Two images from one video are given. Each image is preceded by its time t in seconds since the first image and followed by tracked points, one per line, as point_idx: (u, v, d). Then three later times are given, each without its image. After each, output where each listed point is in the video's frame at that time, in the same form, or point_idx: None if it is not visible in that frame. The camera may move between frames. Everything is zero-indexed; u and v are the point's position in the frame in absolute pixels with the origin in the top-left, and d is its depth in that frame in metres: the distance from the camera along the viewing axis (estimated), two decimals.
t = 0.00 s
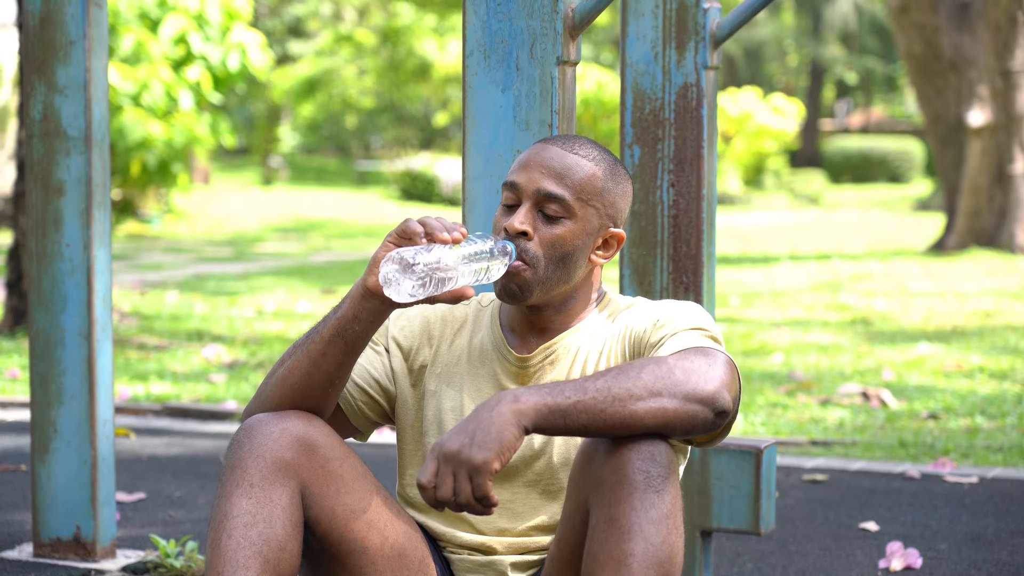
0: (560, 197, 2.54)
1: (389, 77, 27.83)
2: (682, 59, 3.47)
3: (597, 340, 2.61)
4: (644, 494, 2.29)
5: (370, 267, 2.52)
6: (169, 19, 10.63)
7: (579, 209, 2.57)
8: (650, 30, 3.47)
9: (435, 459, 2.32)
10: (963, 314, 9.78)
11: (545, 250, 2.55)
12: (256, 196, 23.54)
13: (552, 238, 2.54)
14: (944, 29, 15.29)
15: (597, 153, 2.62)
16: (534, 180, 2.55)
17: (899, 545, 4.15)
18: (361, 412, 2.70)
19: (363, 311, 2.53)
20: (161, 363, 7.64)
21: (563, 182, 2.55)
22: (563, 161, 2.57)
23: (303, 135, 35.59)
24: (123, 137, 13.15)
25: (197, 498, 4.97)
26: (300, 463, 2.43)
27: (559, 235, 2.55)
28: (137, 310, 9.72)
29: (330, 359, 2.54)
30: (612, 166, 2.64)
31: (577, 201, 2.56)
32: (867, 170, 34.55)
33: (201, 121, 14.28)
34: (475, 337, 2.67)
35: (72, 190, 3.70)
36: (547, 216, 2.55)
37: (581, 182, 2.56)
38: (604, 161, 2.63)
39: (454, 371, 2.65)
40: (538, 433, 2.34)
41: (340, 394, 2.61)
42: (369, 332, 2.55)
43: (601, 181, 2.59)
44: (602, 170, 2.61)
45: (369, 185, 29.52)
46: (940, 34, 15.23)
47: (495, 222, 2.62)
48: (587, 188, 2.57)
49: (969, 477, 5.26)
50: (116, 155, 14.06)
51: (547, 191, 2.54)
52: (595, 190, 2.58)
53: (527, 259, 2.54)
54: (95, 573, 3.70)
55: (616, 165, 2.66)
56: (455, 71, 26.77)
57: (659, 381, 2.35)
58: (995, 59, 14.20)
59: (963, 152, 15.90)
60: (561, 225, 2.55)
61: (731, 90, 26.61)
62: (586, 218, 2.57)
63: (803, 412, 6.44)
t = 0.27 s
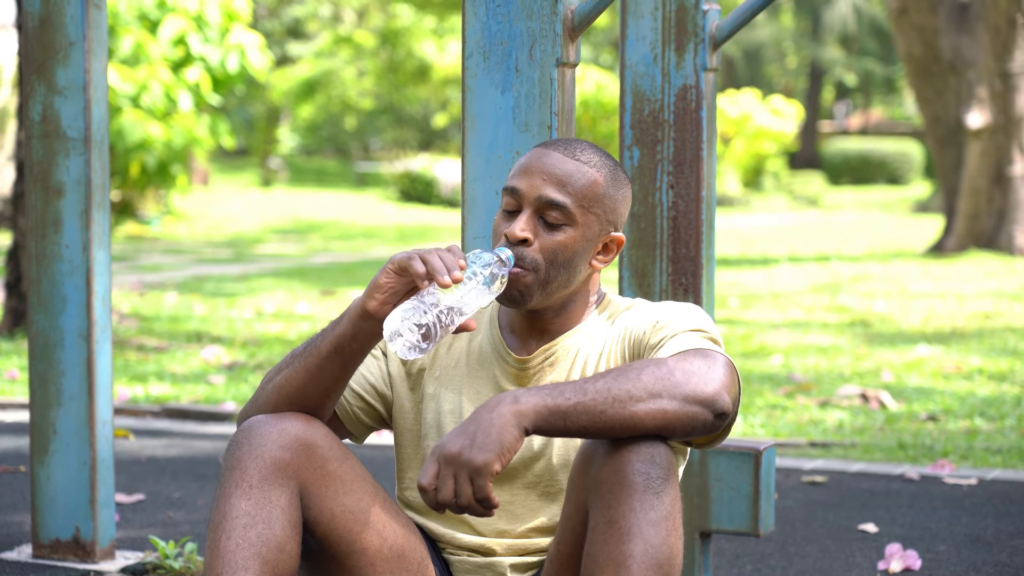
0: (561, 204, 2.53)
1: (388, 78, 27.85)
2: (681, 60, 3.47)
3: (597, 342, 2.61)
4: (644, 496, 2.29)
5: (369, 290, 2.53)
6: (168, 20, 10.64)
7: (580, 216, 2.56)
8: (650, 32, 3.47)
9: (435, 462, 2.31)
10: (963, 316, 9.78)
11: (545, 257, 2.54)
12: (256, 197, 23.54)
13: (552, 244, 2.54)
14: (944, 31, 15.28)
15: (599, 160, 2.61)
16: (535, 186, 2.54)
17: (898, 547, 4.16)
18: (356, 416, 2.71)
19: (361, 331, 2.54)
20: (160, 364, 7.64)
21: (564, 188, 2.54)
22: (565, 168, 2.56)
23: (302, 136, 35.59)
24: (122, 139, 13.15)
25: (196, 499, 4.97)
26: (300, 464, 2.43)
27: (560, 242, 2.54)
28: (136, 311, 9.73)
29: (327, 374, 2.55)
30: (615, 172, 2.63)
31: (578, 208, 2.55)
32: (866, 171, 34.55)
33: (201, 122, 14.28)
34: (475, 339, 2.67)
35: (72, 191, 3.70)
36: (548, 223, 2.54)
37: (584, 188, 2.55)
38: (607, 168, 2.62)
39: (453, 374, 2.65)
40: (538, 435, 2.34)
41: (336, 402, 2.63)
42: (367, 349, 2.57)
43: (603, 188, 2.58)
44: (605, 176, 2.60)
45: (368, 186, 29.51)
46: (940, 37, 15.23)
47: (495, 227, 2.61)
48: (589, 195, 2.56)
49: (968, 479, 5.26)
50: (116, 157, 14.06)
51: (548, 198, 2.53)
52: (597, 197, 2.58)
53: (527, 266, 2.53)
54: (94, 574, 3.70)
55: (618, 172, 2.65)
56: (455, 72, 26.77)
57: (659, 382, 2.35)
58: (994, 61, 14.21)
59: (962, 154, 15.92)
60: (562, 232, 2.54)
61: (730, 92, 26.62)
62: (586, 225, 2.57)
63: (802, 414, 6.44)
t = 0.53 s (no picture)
0: (565, 228, 2.50)
1: (388, 80, 27.86)
2: (682, 62, 3.47)
3: (599, 345, 2.61)
4: (645, 498, 2.29)
5: (326, 346, 2.48)
6: (169, 21, 10.65)
7: (583, 236, 2.53)
8: (650, 34, 3.47)
9: (441, 469, 2.32)
10: (963, 318, 9.78)
11: (553, 281, 2.52)
12: (256, 198, 23.55)
13: (560, 267, 2.51)
14: (944, 33, 15.28)
15: (597, 172, 2.58)
16: (538, 212, 2.49)
17: (898, 548, 4.16)
18: (352, 415, 2.71)
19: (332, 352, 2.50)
20: (160, 365, 7.64)
21: (566, 212, 2.50)
22: (566, 190, 2.51)
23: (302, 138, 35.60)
24: (122, 140, 13.16)
25: (197, 501, 4.97)
26: (298, 467, 2.43)
27: (567, 265, 2.52)
28: (136, 312, 9.73)
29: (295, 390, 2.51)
30: (615, 182, 2.61)
31: (580, 229, 2.52)
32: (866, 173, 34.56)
33: (202, 123, 14.29)
34: (478, 342, 2.67)
35: (73, 192, 3.70)
36: (552, 247, 2.51)
37: (587, 207, 2.53)
38: (605, 180, 2.59)
39: (456, 377, 2.65)
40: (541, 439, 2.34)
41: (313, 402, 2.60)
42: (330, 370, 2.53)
43: (603, 204, 2.55)
44: (605, 190, 2.57)
45: (368, 187, 29.52)
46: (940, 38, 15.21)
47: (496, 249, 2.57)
48: (592, 212, 2.54)
49: (969, 481, 5.26)
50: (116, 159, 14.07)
51: (552, 222, 2.50)
52: (599, 213, 2.55)
53: (536, 290, 2.51)
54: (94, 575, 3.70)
55: (615, 181, 2.62)
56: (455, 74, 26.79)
57: (661, 385, 2.35)
58: (994, 63, 14.21)
59: (963, 155, 15.92)
60: (567, 255, 2.52)
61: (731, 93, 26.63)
62: (589, 244, 2.54)
63: (802, 415, 6.44)
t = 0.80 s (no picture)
0: (551, 244, 2.47)
1: (387, 80, 27.88)
2: (681, 62, 3.47)
3: (598, 345, 2.61)
4: (645, 499, 2.29)
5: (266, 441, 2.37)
6: (168, 21, 10.65)
7: (570, 248, 2.50)
8: (649, 34, 3.48)
9: (442, 473, 2.30)
10: (962, 318, 9.79)
11: (548, 295, 2.49)
12: (255, 198, 23.56)
13: (554, 281, 2.49)
14: (943, 33, 15.28)
15: (576, 179, 2.55)
16: (522, 234, 2.47)
17: (897, 549, 4.16)
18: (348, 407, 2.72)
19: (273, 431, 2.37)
20: (160, 365, 7.65)
21: (550, 228, 2.48)
22: (546, 206, 2.48)
23: (301, 138, 35.61)
24: (121, 140, 13.15)
25: (195, 501, 4.98)
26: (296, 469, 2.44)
27: (561, 279, 2.50)
28: (135, 312, 9.74)
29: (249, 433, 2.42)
30: (596, 183, 2.58)
31: (566, 240, 2.49)
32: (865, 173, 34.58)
33: (201, 123, 14.29)
34: (477, 340, 2.67)
35: (72, 192, 3.70)
36: (543, 264, 2.49)
37: (571, 217, 2.50)
38: (585, 185, 2.55)
39: (457, 377, 2.66)
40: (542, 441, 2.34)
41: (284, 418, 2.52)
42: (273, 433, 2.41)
43: (587, 210, 2.52)
44: (588, 195, 2.54)
45: (368, 187, 29.52)
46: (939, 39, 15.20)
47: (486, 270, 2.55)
48: (578, 221, 2.51)
49: (968, 481, 5.26)
50: (116, 159, 14.07)
51: (537, 241, 2.47)
52: (584, 220, 2.52)
53: (533, 308, 2.49)
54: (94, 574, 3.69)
55: (595, 179, 2.59)
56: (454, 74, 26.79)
57: (660, 386, 2.35)
58: (993, 63, 14.22)
59: (962, 156, 15.94)
60: (558, 269, 2.49)
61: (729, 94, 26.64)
62: (578, 253, 2.52)
63: (801, 416, 6.45)
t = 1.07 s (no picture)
0: (525, 266, 2.44)
1: (387, 80, 27.88)
2: (681, 62, 3.47)
3: (598, 345, 2.61)
4: (641, 497, 2.29)
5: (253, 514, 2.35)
6: (168, 20, 10.64)
7: (546, 262, 2.47)
8: (650, 34, 3.48)
9: (438, 470, 2.32)
10: (962, 318, 9.79)
11: (535, 313, 2.48)
12: (255, 198, 23.56)
13: (536, 298, 2.47)
14: (944, 33, 15.27)
15: (539, 191, 2.50)
16: (493, 261, 2.44)
17: (897, 549, 4.15)
18: (353, 404, 2.73)
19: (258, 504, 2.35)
20: (160, 364, 7.65)
21: (520, 250, 2.44)
22: (512, 230, 2.44)
23: (302, 138, 35.59)
24: (121, 139, 13.15)
25: (195, 500, 4.98)
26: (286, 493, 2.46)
27: (543, 296, 2.47)
28: (136, 311, 9.74)
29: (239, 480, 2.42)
30: (558, 188, 2.53)
31: (541, 257, 2.46)
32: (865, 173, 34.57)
33: (201, 122, 14.28)
34: (480, 339, 2.67)
35: (72, 191, 3.70)
36: (521, 284, 2.46)
37: (540, 232, 2.46)
38: (548, 195, 2.51)
39: (459, 374, 2.67)
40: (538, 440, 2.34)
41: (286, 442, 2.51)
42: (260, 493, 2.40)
43: (554, 222, 2.48)
44: (554, 205, 2.50)
45: (368, 187, 29.51)
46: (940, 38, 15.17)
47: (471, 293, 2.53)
48: (547, 233, 2.47)
49: (968, 481, 5.26)
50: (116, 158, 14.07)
51: (510, 265, 2.44)
52: (554, 231, 2.48)
53: (523, 326, 2.48)
54: (94, 574, 3.69)
55: (559, 183, 2.54)
56: (454, 73, 26.77)
57: (657, 386, 2.35)
58: (993, 63, 14.21)
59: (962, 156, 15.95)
60: (539, 288, 2.47)
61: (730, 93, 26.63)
62: (555, 266, 2.49)
63: (801, 415, 6.45)
